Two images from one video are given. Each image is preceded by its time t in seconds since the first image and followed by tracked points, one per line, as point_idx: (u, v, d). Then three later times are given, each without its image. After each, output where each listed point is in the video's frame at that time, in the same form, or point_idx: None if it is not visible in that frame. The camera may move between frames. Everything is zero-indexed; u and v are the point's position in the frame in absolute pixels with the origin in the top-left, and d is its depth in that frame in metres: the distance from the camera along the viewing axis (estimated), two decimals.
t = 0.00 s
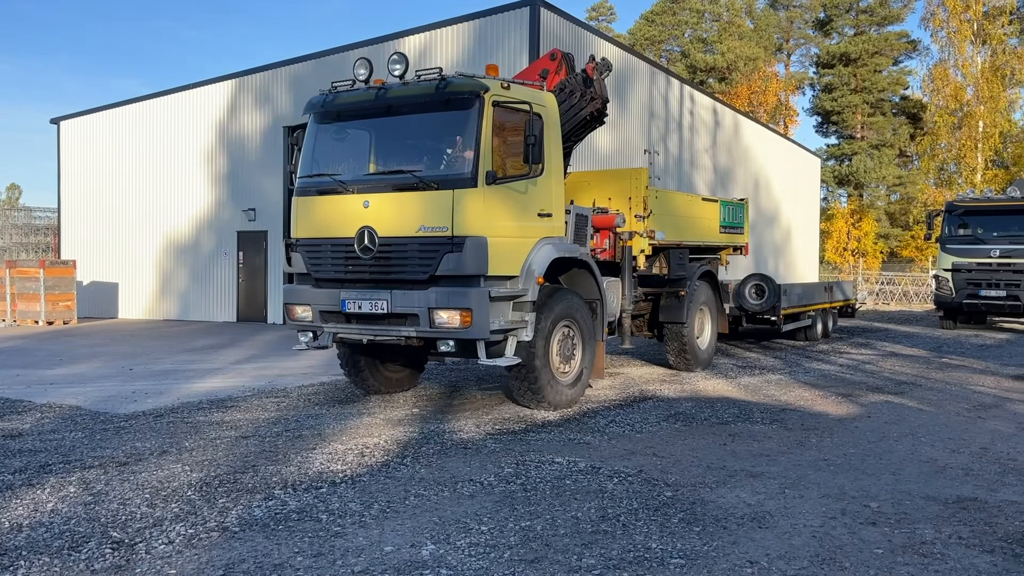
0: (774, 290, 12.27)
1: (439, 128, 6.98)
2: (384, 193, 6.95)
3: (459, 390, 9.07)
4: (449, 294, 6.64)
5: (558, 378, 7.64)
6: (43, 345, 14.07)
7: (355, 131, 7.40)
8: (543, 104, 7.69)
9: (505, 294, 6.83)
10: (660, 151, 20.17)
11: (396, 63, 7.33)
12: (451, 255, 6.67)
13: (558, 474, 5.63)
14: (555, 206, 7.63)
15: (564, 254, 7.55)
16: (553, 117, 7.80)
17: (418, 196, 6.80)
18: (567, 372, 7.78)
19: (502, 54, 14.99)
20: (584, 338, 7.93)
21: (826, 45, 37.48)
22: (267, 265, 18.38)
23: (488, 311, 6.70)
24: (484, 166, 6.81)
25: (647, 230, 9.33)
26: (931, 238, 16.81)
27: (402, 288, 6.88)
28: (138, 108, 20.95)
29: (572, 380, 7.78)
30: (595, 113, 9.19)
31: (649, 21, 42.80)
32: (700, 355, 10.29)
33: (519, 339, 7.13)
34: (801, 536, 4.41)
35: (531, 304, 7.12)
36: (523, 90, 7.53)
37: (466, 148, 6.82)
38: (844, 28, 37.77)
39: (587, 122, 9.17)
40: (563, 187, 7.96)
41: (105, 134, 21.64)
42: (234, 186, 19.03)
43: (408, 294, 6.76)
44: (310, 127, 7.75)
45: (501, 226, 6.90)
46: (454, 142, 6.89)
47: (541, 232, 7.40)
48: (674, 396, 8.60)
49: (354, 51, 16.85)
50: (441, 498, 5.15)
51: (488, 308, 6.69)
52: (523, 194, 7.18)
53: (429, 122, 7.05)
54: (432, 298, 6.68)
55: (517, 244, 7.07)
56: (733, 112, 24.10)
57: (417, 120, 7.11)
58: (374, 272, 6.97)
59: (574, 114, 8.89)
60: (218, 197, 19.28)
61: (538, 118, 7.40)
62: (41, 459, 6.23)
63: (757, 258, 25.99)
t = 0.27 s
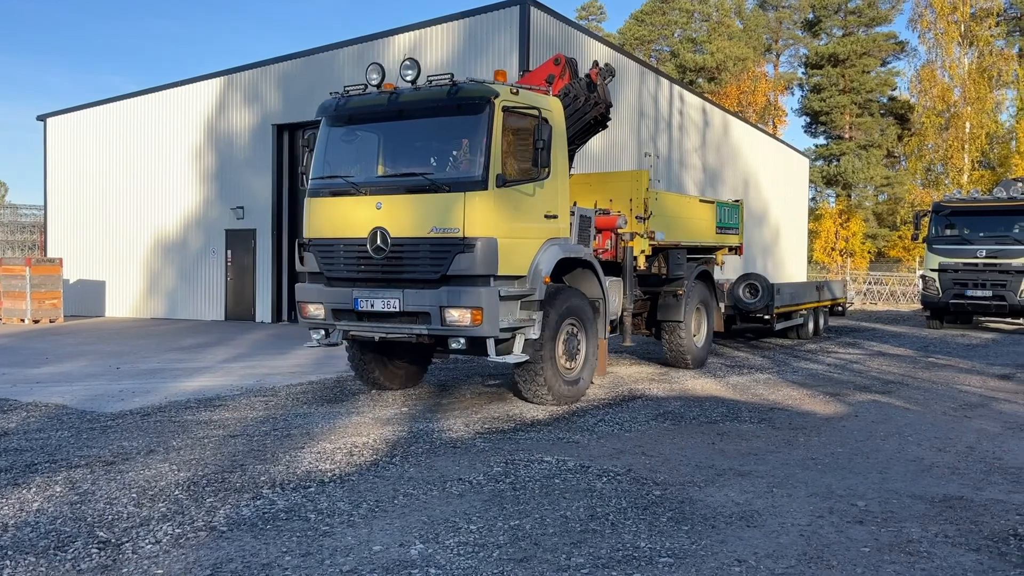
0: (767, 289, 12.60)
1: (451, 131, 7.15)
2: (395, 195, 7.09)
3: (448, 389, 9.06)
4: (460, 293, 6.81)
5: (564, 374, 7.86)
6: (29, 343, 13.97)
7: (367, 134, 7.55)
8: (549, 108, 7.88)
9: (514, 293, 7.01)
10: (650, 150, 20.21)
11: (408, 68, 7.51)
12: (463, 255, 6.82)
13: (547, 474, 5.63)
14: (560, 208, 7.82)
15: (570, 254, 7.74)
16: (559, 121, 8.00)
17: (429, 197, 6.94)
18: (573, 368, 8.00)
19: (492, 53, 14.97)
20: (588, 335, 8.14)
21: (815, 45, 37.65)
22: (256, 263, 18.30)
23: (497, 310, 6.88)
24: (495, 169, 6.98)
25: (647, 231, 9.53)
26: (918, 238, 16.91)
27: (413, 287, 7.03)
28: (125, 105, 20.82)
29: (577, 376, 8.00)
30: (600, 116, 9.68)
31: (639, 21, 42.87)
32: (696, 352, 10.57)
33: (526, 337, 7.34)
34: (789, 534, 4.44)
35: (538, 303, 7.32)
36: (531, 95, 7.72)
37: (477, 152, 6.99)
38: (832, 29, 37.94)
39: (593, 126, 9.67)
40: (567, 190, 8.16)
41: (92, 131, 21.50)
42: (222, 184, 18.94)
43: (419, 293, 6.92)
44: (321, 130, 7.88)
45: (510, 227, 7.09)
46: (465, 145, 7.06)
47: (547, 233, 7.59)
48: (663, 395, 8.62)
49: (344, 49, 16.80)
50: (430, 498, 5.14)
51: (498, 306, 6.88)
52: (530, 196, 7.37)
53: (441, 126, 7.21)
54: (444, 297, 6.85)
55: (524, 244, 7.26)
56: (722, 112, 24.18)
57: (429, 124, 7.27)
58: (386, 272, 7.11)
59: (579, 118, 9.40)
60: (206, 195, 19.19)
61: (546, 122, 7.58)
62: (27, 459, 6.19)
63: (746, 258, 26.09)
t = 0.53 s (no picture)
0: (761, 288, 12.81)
1: (461, 135, 7.30)
2: (407, 197, 7.24)
3: (438, 388, 9.05)
4: (470, 292, 6.97)
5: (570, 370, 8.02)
6: (16, 342, 13.87)
7: (377, 137, 7.69)
8: (556, 113, 8.05)
9: (522, 292, 7.18)
10: (640, 150, 20.23)
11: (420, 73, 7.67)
12: (473, 255, 6.99)
13: (537, 472, 5.64)
14: (567, 210, 7.98)
15: (575, 253, 7.91)
16: (565, 125, 8.17)
17: (440, 199, 7.11)
18: (578, 365, 8.16)
19: (482, 52, 14.96)
20: (592, 333, 8.30)
21: (804, 46, 37.79)
22: (245, 262, 18.23)
23: (507, 307, 7.05)
24: (504, 172, 7.14)
25: (647, 231, 9.72)
26: (906, 238, 17.00)
27: (423, 285, 7.20)
28: (113, 103, 20.70)
29: (581, 373, 8.16)
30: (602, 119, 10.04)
31: (629, 21, 42.92)
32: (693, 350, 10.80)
33: (533, 335, 7.51)
34: (778, 533, 4.45)
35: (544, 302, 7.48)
36: (538, 99, 7.89)
37: (486, 155, 7.15)
38: (822, 30, 38.07)
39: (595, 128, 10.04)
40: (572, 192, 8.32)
41: (79, 128, 21.37)
42: (211, 182, 18.86)
43: (429, 292, 7.08)
44: (333, 133, 8.02)
45: (518, 228, 7.25)
46: (475, 149, 7.21)
47: (554, 233, 7.75)
48: (653, 394, 8.63)
49: (334, 48, 16.76)
50: (420, 497, 5.13)
51: (508, 304, 7.05)
52: (538, 198, 7.53)
53: (451, 130, 7.36)
54: (453, 296, 7.01)
55: (532, 245, 7.42)
56: (712, 112, 24.24)
57: (439, 128, 7.42)
58: (397, 270, 7.26)
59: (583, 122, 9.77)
60: (195, 193, 19.11)
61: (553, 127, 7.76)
62: (13, 458, 6.14)
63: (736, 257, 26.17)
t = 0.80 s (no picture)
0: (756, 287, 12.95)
1: (470, 138, 7.52)
2: (417, 198, 7.43)
3: (429, 388, 9.03)
4: (480, 291, 7.17)
5: (574, 368, 8.18)
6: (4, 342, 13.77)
7: (387, 141, 7.90)
8: (561, 117, 8.27)
9: (530, 291, 7.36)
10: (631, 150, 20.23)
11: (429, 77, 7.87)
12: (482, 255, 7.17)
13: (528, 472, 5.64)
14: (572, 211, 8.18)
15: (579, 254, 8.07)
16: (569, 129, 8.40)
17: (450, 201, 7.30)
18: (582, 363, 8.32)
19: (473, 52, 14.95)
20: (596, 332, 8.47)
21: (795, 47, 37.89)
22: (235, 262, 18.16)
23: (515, 306, 7.24)
24: (512, 176, 7.36)
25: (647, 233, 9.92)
26: (895, 238, 17.07)
27: (434, 285, 7.38)
28: (101, 101, 20.59)
29: (585, 371, 8.32)
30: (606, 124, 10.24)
31: (621, 21, 42.98)
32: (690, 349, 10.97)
33: (539, 333, 7.66)
34: (767, 533, 4.46)
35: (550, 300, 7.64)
36: (544, 104, 8.11)
37: (495, 158, 7.37)
38: (812, 31, 38.19)
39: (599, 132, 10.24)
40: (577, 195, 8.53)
41: (67, 126, 21.25)
42: (201, 181, 18.78)
43: (440, 291, 7.27)
44: (343, 136, 8.21)
45: (526, 229, 7.45)
46: (484, 152, 7.42)
47: (561, 234, 7.94)
48: (644, 394, 8.63)
49: (325, 47, 16.70)
50: (410, 497, 5.11)
51: (516, 302, 7.24)
52: (545, 200, 7.72)
53: (460, 133, 7.58)
54: (463, 295, 7.20)
55: (540, 246, 7.62)
56: (702, 111, 24.29)
57: (448, 131, 7.63)
58: (407, 270, 7.45)
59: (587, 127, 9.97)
60: (185, 192, 19.03)
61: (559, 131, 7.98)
62: None
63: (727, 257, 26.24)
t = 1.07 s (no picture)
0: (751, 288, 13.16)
1: (478, 142, 7.75)
2: (426, 201, 7.65)
3: (420, 389, 9.02)
4: (487, 291, 7.41)
5: (577, 365, 8.44)
6: None
7: (396, 144, 8.12)
8: (565, 122, 8.53)
9: (535, 292, 7.62)
10: (623, 151, 20.22)
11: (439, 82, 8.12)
12: (489, 256, 7.42)
13: (519, 473, 5.63)
14: (575, 214, 8.43)
15: (583, 254, 8.34)
16: (572, 134, 8.66)
17: (457, 203, 7.54)
18: (584, 360, 8.59)
19: (465, 53, 14.95)
20: (598, 330, 8.73)
21: (786, 48, 38.02)
22: (226, 262, 18.10)
23: (521, 306, 7.50)
24: (519, 178, 7.61)
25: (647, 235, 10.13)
26: (885, 239, 17.15)
27: (441, 285, 7.60)
28: (91, 100, 20.49)
29: (588, 367, 8.59)
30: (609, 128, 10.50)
31: (612, 22, 43.05)
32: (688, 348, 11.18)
33: (544, 331, 7.93)
34: (758, 533, 4.47)
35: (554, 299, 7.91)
36: (549, 110, 8.38)
37: (502, 161, 7.61)
38: (803, 32, 38.34)
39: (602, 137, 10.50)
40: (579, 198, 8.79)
41: (57, 126, 21.14)
42: (192, 181, 18.71)
43: (448, 291, 7.49)
44: (352, 139, 8.42)
45: (531, 230, 7.70)
46: (491, 155, 7.66)
47: (563, 236, 8.19)
48: (635, 394, 8.65)
49: (316, 47, 16.66)
50: (402, 498, 5.10)
51: (522, 302, 7.50)
52: (549, 202, 7.98)
53: (467, 137, 7.82)
54: (471, 294, 7.44)
55: (544, 246, 7.87)
56: (694, 112, 24.35)
57: (456, 136, 7.87)
58: (416, 270, 7.66)
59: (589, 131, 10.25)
60: (175, 193, 18.96)
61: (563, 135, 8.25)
62: None
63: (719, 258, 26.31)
